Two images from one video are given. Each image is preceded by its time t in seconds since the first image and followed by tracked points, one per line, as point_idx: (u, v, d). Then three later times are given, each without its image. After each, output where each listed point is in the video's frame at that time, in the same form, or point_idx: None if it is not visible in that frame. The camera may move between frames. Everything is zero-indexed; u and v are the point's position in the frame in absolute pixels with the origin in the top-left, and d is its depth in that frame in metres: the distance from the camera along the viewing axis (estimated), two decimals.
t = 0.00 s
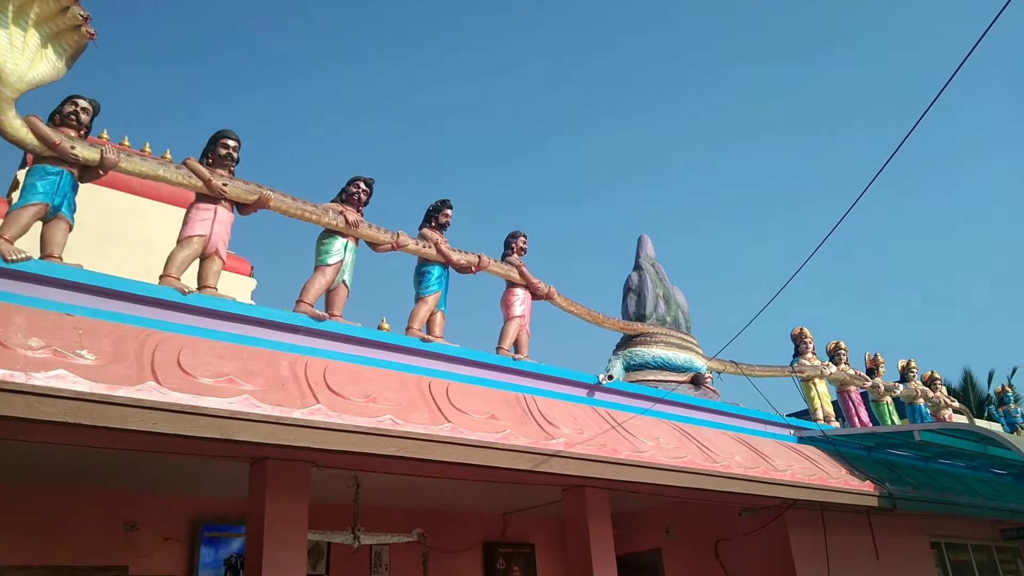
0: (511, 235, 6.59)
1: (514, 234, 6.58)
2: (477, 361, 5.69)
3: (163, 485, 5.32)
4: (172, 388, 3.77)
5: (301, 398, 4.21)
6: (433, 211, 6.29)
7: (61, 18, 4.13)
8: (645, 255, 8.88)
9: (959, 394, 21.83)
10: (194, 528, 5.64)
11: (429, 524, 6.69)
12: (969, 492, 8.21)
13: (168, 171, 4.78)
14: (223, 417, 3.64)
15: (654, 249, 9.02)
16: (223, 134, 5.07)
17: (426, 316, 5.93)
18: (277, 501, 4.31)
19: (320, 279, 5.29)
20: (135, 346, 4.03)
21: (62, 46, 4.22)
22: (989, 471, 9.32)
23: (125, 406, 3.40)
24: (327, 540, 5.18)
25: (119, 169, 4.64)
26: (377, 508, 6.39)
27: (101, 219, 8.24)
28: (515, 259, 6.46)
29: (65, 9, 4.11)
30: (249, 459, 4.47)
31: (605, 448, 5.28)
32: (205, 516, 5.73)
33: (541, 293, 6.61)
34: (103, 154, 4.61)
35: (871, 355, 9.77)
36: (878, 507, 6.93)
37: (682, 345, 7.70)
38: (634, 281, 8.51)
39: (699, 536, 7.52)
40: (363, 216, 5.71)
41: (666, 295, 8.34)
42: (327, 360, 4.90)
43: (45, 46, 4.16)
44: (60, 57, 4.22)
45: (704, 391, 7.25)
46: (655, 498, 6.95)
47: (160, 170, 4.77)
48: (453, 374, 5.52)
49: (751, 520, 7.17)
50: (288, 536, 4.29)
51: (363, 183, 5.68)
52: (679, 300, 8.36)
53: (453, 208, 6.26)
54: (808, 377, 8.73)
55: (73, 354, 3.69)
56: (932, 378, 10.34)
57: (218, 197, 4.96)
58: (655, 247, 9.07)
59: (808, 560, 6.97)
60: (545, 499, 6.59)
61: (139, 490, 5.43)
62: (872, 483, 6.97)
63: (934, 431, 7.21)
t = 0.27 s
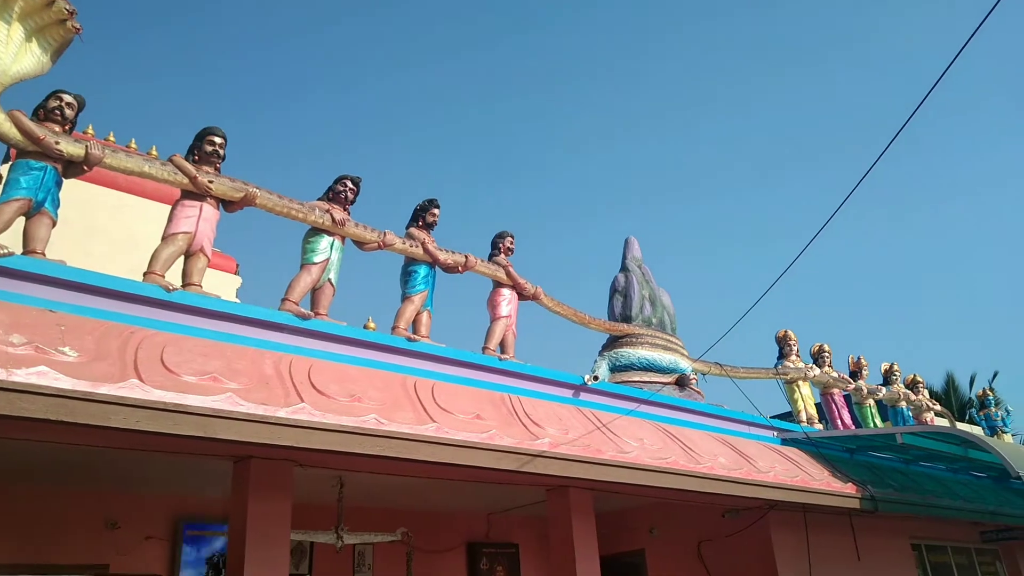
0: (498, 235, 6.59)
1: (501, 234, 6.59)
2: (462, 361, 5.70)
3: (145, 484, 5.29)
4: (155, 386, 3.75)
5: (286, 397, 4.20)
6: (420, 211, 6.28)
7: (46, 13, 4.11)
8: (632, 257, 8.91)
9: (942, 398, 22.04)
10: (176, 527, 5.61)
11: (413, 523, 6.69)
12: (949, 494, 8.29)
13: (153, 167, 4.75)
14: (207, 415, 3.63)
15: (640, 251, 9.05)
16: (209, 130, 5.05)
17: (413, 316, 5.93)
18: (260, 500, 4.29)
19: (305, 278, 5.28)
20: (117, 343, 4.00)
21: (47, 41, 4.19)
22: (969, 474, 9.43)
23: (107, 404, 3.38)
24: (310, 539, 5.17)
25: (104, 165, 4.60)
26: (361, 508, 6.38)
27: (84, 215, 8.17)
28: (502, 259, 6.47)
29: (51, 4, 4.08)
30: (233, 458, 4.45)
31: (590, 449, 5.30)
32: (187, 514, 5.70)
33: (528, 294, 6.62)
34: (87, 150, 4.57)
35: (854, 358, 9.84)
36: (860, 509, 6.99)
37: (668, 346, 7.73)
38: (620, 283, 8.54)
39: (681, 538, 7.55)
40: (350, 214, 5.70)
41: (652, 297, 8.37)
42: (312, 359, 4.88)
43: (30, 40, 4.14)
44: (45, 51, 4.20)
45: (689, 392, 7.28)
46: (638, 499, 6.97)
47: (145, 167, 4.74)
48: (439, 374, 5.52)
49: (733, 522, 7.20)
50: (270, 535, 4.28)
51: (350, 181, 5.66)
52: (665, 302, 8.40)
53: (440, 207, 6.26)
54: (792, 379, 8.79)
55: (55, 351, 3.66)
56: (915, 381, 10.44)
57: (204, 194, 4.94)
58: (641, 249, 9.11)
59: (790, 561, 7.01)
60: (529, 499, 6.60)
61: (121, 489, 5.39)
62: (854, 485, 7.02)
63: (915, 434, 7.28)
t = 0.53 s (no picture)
0: (489, 234, 6.59)
1: (492, 234, 6.59)
2: (453, 360, 5.69)
3: (134, 481, 5.26)
4: (144, 383, 3.73)
5: (275, 395, 4.18)
6: (412, 209, 6.27)
7: (35, 7, 4.10)
8: (623, 257, 8.93)
9: (930, 400, 22.16)
10: (164, 526, 5.58)
11: (403, 522, 6.69)
12: (936, 495, 8.33)
13: (143, 164, 4.72)
14: (196, 413, 3.62)
15: (631, 251, 9.06)
16: (199, 127, 5.02)
17: (403, 314, 5.92)
18: (249, 499, 4.28)
19: (295, 276, 5.26)
20: (106, 340, 3.98)
21: (36, 36, 4.17)
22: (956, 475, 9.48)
23: (95, 401, 3.36)
24: (300, 538, 5.15)
25: (93, 161, 4.57)
26: (351, 506, 6.36)
27: (73, 211, 8.13)
28: (493, 258, 6.46)
29: None
30: (222, 456, 4.43)
31: (580, 448, 5.30)
32: (176, 513, 5.67)
33: (518, 293, 6.62)
34: (76, 145, 4.54)
35: (844, 359, 9.89)
36: (848, 509, 7.02)
37: (658, 346, 7.75)
38: (611, 283, 8.55)
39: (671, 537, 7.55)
40: (341, 212, 5.69)
41: (642, 297, 8.39)
42: (301, 357, 4.87)
43: (18, 34, 4.11)
44: (33, 46, 4.17)
45: (679, 392, 7.30)
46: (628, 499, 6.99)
47: (135, 163, 4.72)
48: (429, 373, 5.51)
49: (723, 522, 7.22)
50: (259, 534, 4.26)
51: (341, 179, 5.65)
52: (656, 302, 8.42)
53: (431, 206, 6.25)
54: (781, 380, 8.82)
55: (43, 348, 3.63)
56: (903, 382, 10.49)
57: (194, 191, 4.91)
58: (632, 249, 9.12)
59: (779, 561, 7.03)
60: (520, 498, 6.60)
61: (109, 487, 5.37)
62: (843, 486, 7.05)
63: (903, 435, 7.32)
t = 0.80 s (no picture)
0: (486, 232, 6.59)
1: (489, 232, 6.59)
2: (449, 358, 5.69)
3: (130, 479, 5.26)
4: (139, 381, 3.72)
5: (271, 393, 4.18)
6: (408, 207, 6.27)
7: (31, 4, 4.09)
8: (620, 255, 8.93)
9: (926, 399, 22.23)
10: (160, 523, 5.57)
11: (400, 520, 6.69)
12: (932, 493, 8.36)
13: (139, 161, 4.71)
14: (192, 411, 3.61)
15: (628, 249, 9.07)
16: (195, 124, 5.02)
17: (400, 312, 5.92)
18: (245, 497, 4.28)
19: (291, 273, 5.26)
20: (101, 338, 3.97)
21: (31, 33, 4.16)
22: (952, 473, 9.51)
23: (91, 399, 3.36)
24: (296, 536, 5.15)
25: (89, 158, 4.56)
26: (347, 504, 6.37)
27: (69, 208, 8.11)
28: (489, 256, 6.46)
29: None
30: (218, 454, 4.43)
31: (576, 446, 5.31)
32: (172, 510, 5.67)
33: (515, 291, 6.62)
34: (72, 143, 4.53)
35: (840, 358, 9.91)
36: (844, 508, 7.03)
37: (654, 344, 7.76)
38: (608, 281, 8.56)
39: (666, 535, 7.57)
40: (337, 210, 5.68)
41: (639, 295, 8.39)
42: (298, 355, 4.87)
43: (13, 31, 4.10)
44: (29, 42, 4.16)
45: (675, 390, 7.31)
46: (624, 497, 7.00)
47: (131, 161, 4.71)
48: (425, 371, 5.51)
49: (718, 519, 7.23)
50: (255, 532, 4.26)
51: (337, 177, 5.64)
52: (652, 300, 8.43)
53: (428, 204, 6.25)
54: (777, 378, 8.84)
55: (38, 346, 3.62)
56: (899, 381, 10.52)
57: (190, 188, 4.91)
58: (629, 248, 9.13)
59: (774, 559, 7.05)
60: (516, 496, 6.62)
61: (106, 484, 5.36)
62: (838, 484, 7.07)
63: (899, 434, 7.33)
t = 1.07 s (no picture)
0: (482, 232, 6.58)
1: (485, 232, 6.58)
2: (445, 358, 5.69)
3: (123, 478, 5.25)
4: (134, 380, 3.72)
5: (266, 393, 4.17)
6: (404, 207, 6.27)
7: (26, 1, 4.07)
8: (616, 256, 8.94)
9: (920, 401, 22.29)
10: (154, 522, 5.56)
11: (394, 520, 6.68)
12: (926, 495, 8.38)
13: (135, 159, 4.70)
14: (186, 411, 3.61)
15: (624, 250, 9.07)
16: (191, 123, 5.00)
17: (395, 312, 5.91)
18: (240, 496, 4.27)
19: (287, 273, 5.25)
20: (96, 337, 3.96)
21: (26, 30, 4.14)
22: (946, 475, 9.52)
23: (85, 398, 3.35)
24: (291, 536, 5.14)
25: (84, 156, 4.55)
26: (342, 504, 6.36)
27: (63, 206, 8.09)
28: (486, 257, 6.46)
29: None
30: (213, 454, 4.42)
31: (571, 447, 5.31)
32: (167, 509, 5.65)
33: (511, 291, 6.62)
34: (67, 141, 4.52)
35: (835, 359, 9.92)
36: (838, 509, 7.04)
37: (650, 345, 7.76)
38: (604, 282, 8.56)
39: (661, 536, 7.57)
40: (333, 209, 5.67)
41: (635, 296, 8.40)
42: (293, 355, 4.86)
43: (8, 28, 4.08)
44: (24, 40, 4.14)
45: (670, 391, 7.31)
46: (620, 498, 7.00)
47: (127, 159, 4.70)
48: (421, 371, 5.51)
49: (713, 520, 7.23)
50: (249, 532, 4.25)
51: (333, 176, 5.64)
52: (648, 301, 8.43)
53: (424, 204, 6.24)
54: (773, 379, 8.85)
55: (33, 344, 3.61)
56: (893, 383, 10.54)
57: (185, 187, 4.89)
58: (625, 249, 9.13)
59: (769, 560, 7.05)
60: (511, 497, 6.61)
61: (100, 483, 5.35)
62: (833, 486, 7.08)
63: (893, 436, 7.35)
